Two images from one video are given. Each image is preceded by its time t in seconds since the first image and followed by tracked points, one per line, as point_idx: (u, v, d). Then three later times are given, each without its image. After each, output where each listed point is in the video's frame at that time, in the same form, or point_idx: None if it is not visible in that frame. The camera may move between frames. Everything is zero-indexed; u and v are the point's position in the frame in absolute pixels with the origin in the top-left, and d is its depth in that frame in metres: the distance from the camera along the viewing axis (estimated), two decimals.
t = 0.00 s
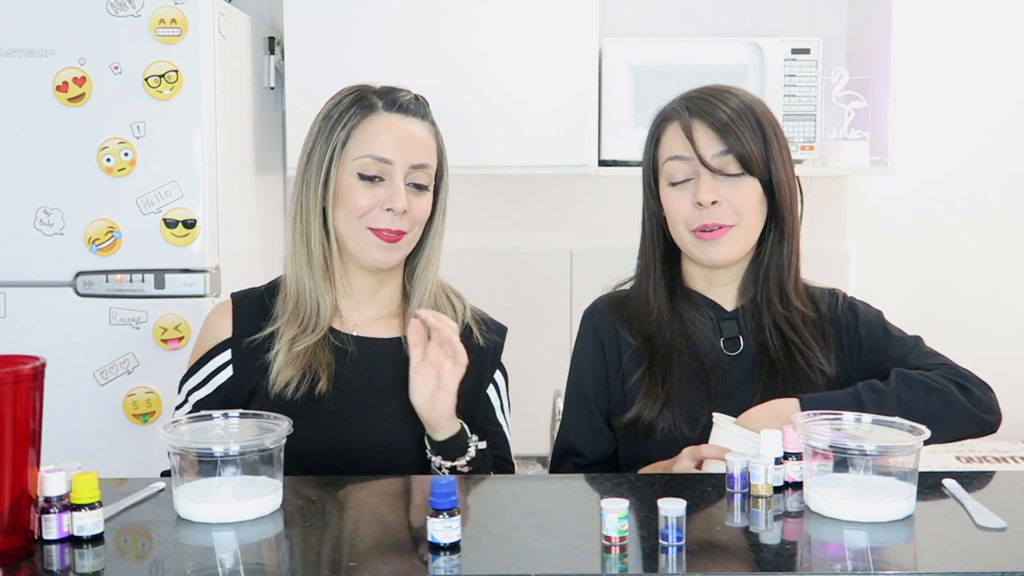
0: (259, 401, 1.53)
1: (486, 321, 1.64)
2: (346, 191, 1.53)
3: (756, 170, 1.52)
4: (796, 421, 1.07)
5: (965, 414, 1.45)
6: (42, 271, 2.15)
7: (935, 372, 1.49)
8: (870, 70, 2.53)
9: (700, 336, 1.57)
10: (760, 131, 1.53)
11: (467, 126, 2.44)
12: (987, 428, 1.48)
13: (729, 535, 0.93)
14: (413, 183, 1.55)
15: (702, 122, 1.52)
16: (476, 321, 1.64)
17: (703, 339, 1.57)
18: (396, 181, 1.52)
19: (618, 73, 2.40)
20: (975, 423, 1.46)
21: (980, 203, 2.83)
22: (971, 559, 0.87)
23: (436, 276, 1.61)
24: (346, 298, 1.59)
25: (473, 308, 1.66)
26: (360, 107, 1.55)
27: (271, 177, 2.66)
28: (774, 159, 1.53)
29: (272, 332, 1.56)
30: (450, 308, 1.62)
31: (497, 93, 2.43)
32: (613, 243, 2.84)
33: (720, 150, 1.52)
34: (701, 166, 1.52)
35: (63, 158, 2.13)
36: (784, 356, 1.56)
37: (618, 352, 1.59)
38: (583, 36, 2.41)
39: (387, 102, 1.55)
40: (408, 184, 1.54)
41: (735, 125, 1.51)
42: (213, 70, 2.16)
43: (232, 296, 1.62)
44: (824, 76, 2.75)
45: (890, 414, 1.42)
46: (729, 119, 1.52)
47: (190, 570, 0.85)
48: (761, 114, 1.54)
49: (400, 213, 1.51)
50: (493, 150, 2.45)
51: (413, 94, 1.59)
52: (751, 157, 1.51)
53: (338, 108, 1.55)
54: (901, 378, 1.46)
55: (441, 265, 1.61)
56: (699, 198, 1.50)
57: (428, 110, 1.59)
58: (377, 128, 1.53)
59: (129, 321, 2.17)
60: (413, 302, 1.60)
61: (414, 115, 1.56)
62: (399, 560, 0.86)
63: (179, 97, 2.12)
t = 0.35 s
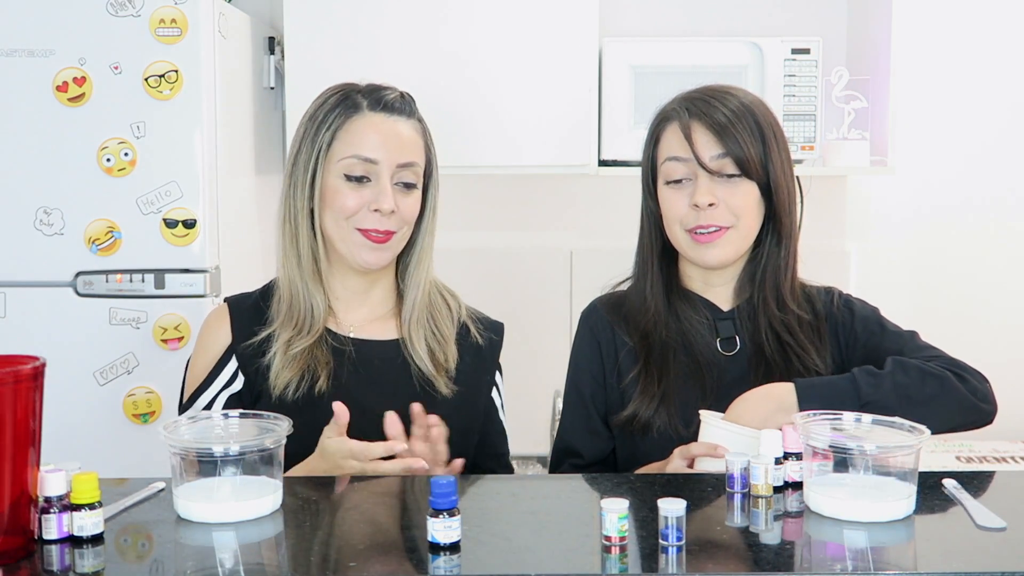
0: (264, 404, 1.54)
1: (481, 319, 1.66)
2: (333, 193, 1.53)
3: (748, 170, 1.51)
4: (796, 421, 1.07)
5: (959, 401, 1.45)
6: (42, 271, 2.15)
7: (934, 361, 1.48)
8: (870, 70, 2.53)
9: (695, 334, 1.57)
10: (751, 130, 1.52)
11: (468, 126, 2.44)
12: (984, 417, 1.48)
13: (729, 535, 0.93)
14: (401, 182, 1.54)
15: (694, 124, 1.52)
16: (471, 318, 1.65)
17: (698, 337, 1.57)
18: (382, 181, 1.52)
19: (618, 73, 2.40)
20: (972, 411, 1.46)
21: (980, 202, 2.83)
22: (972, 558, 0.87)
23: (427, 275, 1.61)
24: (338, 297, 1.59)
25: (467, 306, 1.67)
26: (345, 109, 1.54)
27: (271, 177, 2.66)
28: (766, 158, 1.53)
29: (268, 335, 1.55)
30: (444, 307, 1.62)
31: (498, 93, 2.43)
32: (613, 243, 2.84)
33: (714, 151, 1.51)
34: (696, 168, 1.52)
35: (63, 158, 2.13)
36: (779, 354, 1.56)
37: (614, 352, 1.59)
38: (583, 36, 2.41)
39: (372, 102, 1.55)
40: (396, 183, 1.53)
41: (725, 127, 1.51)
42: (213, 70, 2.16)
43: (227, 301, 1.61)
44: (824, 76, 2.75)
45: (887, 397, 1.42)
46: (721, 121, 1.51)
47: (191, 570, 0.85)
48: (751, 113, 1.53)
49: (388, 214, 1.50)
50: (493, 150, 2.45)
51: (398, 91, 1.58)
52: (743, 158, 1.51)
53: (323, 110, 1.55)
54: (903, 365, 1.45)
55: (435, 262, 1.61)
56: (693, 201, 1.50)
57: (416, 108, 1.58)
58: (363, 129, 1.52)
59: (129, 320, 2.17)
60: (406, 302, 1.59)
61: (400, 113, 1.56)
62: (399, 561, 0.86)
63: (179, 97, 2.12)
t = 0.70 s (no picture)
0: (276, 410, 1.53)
1: (492, 320, 1.68)
2: (346, 195, 1.53)
3: (757, 171, 1.52)
4: (796, 421, 1.07)
5: (951, 399, 1.47)
6: (41, 271, 2.15)
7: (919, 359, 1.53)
8: (870, 70, 2.53)
9: (691, 334, 1.57)
10: (761, 132, 1.53)
11: (468, 126, 2.44)
12: (977, 419, 1.50)
13: (729, 535, 0.93)
14: (414, 183, 1.54)
15: (702, 124, 1.52)
16: (483, 321, 1.67)
17: (694, 337, 1.57)
18: (396, 184, 1.52)
19: (618, 73, 2.40)
20: (964, 411, 1.49)
21: (980, 202, 2.83)
22: (971, 559, 0.87)
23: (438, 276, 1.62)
24: (349, 299, 1.59)
25: (478, 309, 1.68)
26: (356, 110, 1.54)
27: (271, 177, 2.66)
28: (773, 159, 1.53)
29: (281, 341, 1.55)
30: (456, 307, 1.64)
31: (497, 93, 2.43)
32: (613, 243, 2.84)
33: (721, 152, 1.51)
34: (702, 167, 1.52)
35: (62, 158, 2.13)
36: (771, 352, 1.56)
37: (610, 353, 1.59)
38: (583, 36, 2.41)
39: (384, 102, 1.54)
40: (409, 184, 1.54)
41: (736, 127, 1.51)
42: (213, 70, 2.16)
43: (237, 304, 1.61)
44: (824, 76, 2.75)
45: (879, 393, 1.44)
46: (728, 121, 1.51)
47: (191, 570, 0.85)
48: (760, 114, 1.53)
49: (403, 216, 1.51)
50: (493, 150, 2.45)
51: (408, 92, 1.58)
52: (750, 160, 1.51)
53: (334, 110, 1.54)
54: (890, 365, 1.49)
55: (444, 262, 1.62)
56: (697, 201, 1.50)
57: (424, 108, 1.58)
58: (375, 130, 1.52)
59: (129, 320, 2.17)
60: (419, 302, 1.60)
61: (410, 113, 1.56)
62: (399, 561, 0.86)
63: (179, 97, 2.12)
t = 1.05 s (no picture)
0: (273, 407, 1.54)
1: (491, 322, 1.66)
2: (350, 197, 1.53)
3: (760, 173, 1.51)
4: (796, 421, 1.07)
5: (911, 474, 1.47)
6: (42, 271, 2.15)
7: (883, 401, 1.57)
8: (870, 70, 2.53)
9: (687, 332, 1.57)
10: (765, 133, 1.52)
11: (468, 126, 2.44)
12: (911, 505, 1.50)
13: (729, 535, 0.93)
14: (418, 186, 1.54)
15: (707, 121, 1.51)
16: (482, 322, 1.64)
17: (691, 337, 1.57)
18: (401, 186, 1.52)
19: (618, 73, 2.40)
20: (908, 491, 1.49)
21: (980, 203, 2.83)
22: (971, 559, 0.87)
23: (439, 277, 1.61)
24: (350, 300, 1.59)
25: (478, 310, 1.66)
26: (362, 111, 1.53)
27: (271, 178, 2.66)
28: (777, 161, 1.53)
29: (279, 338, 1.55)
30: (455, 309, 1.62)
31: (498, 94, 2.43)
32: (613, 243, 2.83)
33: (726, 151, 1.51)
34: (705, 165, 1.51)
35: (62, 158, 2.13)
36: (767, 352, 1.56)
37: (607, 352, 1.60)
38: (583, 36, 2.41)
39: (390, 104, 1.54)
40: (413, 186, 1.53)
41: (742, 128, 1.50)
42: (213, 71, 2.16)
43: (239, 299, 1.61)
44: (824, 76, 2.75)
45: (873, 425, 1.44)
46: (733, 120, 1.51)
47: (191, 570, 0.85)
48: (765, 115, 1.53)
49: (406, 218, 1.51)
50: (493, 150, 2.45)
51: (415, 93, 1.57)
52: (755, 161, 1.50)
53: (340, 111, 1.54)
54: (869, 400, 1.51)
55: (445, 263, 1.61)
56: (698, 199, 1.49)
57: (431, 109, 1.58)
58: (381, 131, 1.52)
59: (128, 320, 2.17)
60: (417, 303, 1.59)
61: (416, 115, 1.55)
62: (399, 561, 0.86)
63: (179, 97, 2.12)
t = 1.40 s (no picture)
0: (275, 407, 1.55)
1: (493, 319, 1.68)
2: (345, 196, 1.52)
3: (767, 172, 1.51)
4: (796, 421, 1.07)
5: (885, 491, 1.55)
6: (42, 271, 2.15)
7: (851, 396, 1.67)
8: (870, 69, 2.53)
9: (689, 331, 1.56)
10: (774, 133, 1.53)
11: (467, 125, 2.44)
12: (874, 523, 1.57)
13: (729, 535, 0.93)
14: (413, 184, 1.54)
15: (717, 122, 1.51)
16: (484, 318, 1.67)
17: (694, 336, 1.56)
18: (395, 185, 1.51)
19: (618, 73, 2.40)
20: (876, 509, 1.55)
21: (980, 203, 2.83)
22: (971, 559, 0.87)
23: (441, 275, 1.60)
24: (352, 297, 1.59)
25: (481, 308, 1.68)
26: (356, 111, 1.54)
27: (271, 178, 2.66)
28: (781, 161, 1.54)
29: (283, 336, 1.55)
30: (458, 307, 1.63)
31: (497, 95, 2.43)
32: (614, 244, 2.83)
33: (737, 151, 1.51)
34: (714, 166, 1.51)
35: (62, 158, 2.13)
36: (780, 349, 1.56)
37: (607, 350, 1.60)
38: (583, 36, 2.41)
39: (384, 102, 1.54)
40: (408, 185, 1.53)
41: (750, 128, 1.51)
42: (213, 71, 2.16)
43: (242, 295, 1.61)
44: (824, 76, 2.75)
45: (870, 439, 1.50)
46: (742, 120, 1.51)
47: (191, 570, 0.85)
48: (773, 114, 1.54)
49: (401, 216, 1.50)
50: (493, 150, 2.45)
51: (409, 90, 1.57)
52: (763, 161, 1.51)
53: (334, 112, 1.54)
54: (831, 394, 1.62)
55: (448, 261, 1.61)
56: (708, 200, 1.49)
57: (427, 107, 1.58)
58: (376, 130, 1.52)
59: (128, 321, 2.17)
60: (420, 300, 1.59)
61: (412, 113, 1.55)
62: (399, 561, 0.86)
63: (179, 97, 2.12)
